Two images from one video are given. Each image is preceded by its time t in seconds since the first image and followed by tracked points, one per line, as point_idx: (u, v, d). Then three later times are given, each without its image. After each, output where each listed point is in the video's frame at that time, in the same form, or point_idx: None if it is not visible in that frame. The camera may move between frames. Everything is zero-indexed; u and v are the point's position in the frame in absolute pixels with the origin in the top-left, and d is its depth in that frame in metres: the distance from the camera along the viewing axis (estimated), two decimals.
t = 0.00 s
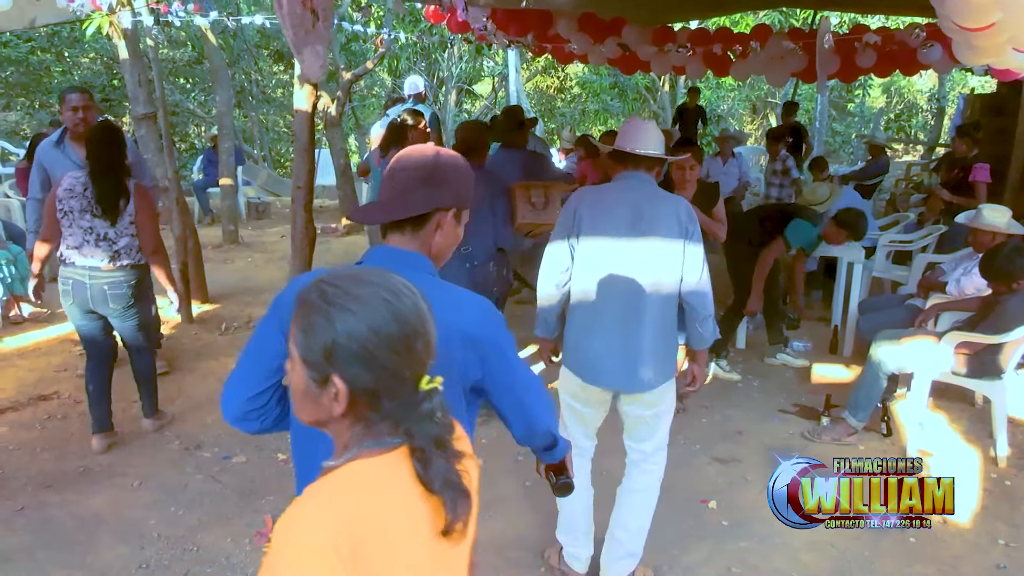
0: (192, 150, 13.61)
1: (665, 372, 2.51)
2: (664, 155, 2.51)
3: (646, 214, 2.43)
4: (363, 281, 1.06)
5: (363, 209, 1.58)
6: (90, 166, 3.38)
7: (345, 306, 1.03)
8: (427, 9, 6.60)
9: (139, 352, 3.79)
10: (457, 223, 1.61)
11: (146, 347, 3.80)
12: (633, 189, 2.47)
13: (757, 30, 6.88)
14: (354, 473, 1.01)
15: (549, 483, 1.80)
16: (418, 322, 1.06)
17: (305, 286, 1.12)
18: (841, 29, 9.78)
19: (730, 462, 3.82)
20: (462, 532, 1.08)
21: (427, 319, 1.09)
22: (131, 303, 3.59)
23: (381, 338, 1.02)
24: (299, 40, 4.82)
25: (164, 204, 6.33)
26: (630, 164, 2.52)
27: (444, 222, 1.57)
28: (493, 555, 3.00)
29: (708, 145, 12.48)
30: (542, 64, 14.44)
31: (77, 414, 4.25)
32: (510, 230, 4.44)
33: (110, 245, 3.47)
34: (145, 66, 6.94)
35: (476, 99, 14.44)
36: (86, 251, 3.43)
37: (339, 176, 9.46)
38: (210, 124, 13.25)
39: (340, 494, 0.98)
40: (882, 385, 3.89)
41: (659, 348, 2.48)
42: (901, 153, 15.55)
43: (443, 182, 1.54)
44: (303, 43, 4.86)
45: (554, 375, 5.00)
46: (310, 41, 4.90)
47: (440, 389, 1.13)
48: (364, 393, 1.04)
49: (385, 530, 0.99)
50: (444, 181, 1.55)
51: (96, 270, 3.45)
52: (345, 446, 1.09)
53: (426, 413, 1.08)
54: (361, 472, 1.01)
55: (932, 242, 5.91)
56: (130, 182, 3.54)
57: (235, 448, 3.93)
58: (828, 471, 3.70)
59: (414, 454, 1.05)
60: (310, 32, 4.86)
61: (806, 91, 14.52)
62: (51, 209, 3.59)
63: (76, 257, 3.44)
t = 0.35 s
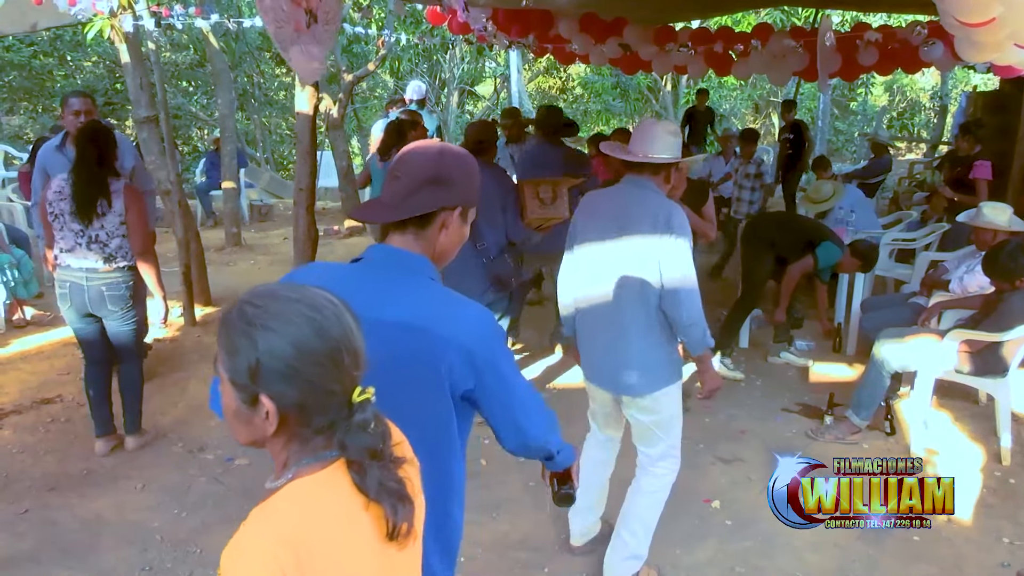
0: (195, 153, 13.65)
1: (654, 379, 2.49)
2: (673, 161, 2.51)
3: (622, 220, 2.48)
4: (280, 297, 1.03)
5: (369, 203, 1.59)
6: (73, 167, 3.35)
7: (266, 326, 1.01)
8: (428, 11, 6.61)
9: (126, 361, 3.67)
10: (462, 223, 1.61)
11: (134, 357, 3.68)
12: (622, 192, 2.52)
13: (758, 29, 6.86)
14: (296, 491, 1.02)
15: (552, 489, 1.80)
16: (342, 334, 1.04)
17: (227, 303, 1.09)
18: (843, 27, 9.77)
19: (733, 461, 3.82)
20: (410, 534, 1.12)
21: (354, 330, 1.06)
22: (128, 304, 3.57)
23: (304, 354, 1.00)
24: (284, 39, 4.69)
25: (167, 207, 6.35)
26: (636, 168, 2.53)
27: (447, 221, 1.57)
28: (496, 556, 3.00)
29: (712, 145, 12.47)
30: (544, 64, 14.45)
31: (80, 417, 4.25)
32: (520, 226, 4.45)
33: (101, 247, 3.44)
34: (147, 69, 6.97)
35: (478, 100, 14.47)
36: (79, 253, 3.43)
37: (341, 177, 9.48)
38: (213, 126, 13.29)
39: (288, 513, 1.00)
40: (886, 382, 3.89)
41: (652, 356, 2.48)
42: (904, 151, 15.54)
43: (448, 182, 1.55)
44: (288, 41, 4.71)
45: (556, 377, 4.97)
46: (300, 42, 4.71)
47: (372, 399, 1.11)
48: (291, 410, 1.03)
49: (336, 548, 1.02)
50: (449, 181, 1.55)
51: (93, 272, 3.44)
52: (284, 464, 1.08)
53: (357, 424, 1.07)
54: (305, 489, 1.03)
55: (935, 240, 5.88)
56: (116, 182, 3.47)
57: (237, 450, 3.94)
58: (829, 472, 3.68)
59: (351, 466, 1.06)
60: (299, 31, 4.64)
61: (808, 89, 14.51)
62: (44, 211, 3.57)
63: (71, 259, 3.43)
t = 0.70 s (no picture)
0: (193, 152, 13.65)
1: (617, 374, 2.53)
2: (660, 161, 2.52)
3: (606, 219, 2.48)
4: (292, 283, 1.04)
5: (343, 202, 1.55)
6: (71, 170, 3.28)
7: (287, 312, 1.01)
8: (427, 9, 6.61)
9: (147, 359, 3.67)
10: (436, 229, 1.52)
11: (150, 359, 3.67)
12: (607, 194, 2.53)
13: (757, 27, 6.84)
14: (341, 478, 1.06)
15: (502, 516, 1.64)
16: (357, 311, 1.05)
17: (234, 298, 1.08)
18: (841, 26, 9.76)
19: (733, 460, 3.82)
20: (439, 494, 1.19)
21: (366, 308, 1.08)
22: (137, 305, 3.51)
23: (328, 335, 1.01)
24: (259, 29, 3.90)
25: (165, 206, 6.34)
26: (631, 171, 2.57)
27: (415, 225, 1.49)
28: (495, 556, 3.00)
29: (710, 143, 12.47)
30: (542, 63, 14.45)
31: (79, 417, 4.25)
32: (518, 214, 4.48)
33: (105, 250, 3.37)
34: (145, 68, 6.95)
35: (476, 98, 14.46)
36: (81, 259, 3.36)
37: (339, 176, 9.47)
38: (211, 126, 13.29)
39: (335, 504, 1.04)
40: (884, 381, 3.89)
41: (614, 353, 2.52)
42: (902, 149, 15.53)
43: (411, 184, 1.46)
44: (262, 33, 3.94)
45: (555, 376, 4.97)
46: (278, 37, 3.97)
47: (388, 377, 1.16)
48: (320, 393, 1.04)
49: (397, 519, 1.08)
50: (413, 183, 1.46)
51: (95, 277, 3.38)
52: (310, 451, 1.10)
53: (381, 401, 1.11)
54: (348, 475, 1.07)
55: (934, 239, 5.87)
56: (114, 183, 3.36)
57: (236, 450, 3.93)
58: (829, 472, 3.68)
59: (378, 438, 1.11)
60: (280, 26, 3.95)
61: (807, 88, 14.51)
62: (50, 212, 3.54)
63: (74, 263, 3.39)
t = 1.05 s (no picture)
0: (189, 148, 13.61)
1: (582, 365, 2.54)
2: (654, 155, 2.51)
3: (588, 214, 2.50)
4: (320, 304, 1.08)
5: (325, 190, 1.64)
6: (97, 169, 3.30)
7: (319, 332, 1.05)
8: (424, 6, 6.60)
9: (161, 370, 3.61)
10: (396, 214, 1.51)
11: (167, 363, 3.61)
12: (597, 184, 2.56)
13: (755, 25, 6.83)
14: (378, 496, 1.12)
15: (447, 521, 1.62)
16: (381, 328, 1.11)
17: (255, 322, 1.11)
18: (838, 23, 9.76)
19: (730, 457, 3.82)
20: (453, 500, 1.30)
21: (386, 327, 1.14)
22: (168, 300, 3.52)
23: (362, 354, 1.06)
24: (255, 31, 3.83)
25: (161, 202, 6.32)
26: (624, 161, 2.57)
27: (369, 209, 1.51)
28: (491, 553, 2.99)
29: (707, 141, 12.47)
30: (540, 60, 14.44)
31: (74, 413, 4.23)
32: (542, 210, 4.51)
33: (135, 247, 3.39)
34: (142, 64, 6.93)
35: (474, 95, 14.44)
36: (112, 258, 3.38)
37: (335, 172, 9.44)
38: (207, 122, 13.22)
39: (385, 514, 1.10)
40: (880, 379, 3.90)
41: (584, 346, 2.54)
42: (899, 147, 15.54)
43: (356, 169, 1.49)
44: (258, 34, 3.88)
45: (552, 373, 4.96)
46: (275, 38, 3.90)
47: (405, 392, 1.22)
48: (354, 412, 1.10)
49: (430, 522, 1.15)
50: (358, 169, 1.49)
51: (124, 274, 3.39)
52: (337, 470, 1.14)
53: (405, 417, 1.21)
54: (385, 491, 1.13)
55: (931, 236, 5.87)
56: (140, 178, 3.39)
57: (232, 446, 3.92)
58: (828, 472, 3.66)
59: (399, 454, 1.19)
60: (277, 26, 3.88)
61: (804, 85, 14.51)
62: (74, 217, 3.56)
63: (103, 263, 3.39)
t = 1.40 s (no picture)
0: (187, 142, 13.58)
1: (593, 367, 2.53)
2: (669, 155, 2.47)
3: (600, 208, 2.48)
4: (296, 292, 1.07)
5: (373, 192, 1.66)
6: (113, 161, 3.30)
7: (291, 321, 1.03)
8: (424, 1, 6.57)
9: (161, 364, 3.61)
10: (429, 207, 1.50)
11: (168, 357, 3.62)
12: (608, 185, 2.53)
13: (755, 22, 6.79)
14: (363, 499, 1.11)
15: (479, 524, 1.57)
16: (360, 315, 1.10)
17: (225, 314, 1.08)
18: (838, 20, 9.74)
19: (728, 455, 3.82)
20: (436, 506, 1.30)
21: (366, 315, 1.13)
22: (180, 292, 3.54)
23: (341, 343, 1.05)
24: (267, 37, 3.86)
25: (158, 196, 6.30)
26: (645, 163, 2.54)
27: (403, 208, 1.51)
28: (490, 549, 2.99)
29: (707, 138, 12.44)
30: (539, 56, 14.42)
31: (71, 407, 4.23)
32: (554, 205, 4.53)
33: (148, 239, 3.41)
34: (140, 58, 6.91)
35: (473, 90, 14.40)
36: (125, 249, 3.39)
37: (335, 167, 9.42)
38: (206, 116, 13.18)
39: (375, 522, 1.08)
40: (880, 377, 3.89)
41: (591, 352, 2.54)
42: (898, 145, 15.54)
43: (380, 171, 1.51)
44: (274, 39, 3.87)
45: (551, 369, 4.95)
46: (290, 40, 3.89)
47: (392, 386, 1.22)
48: (333, 408, 1.08)
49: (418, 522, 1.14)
50: (382, 169, 1.51)
51: (140, 264, 3.40)
52: (319, 473, 1.14)
53: (392, 413, 1.20)
54: (371, 494, 1.11)
55: (930, 235, 5.88)
56: (157, 172, 3.41)
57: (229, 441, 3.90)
58: (828, 471, 3.65)
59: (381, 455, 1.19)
60: (290, 28, 3.85)
61: (804, 82, 14.49)
62: (78, 208, 3.53)
63: (115, 254, 3.39)
